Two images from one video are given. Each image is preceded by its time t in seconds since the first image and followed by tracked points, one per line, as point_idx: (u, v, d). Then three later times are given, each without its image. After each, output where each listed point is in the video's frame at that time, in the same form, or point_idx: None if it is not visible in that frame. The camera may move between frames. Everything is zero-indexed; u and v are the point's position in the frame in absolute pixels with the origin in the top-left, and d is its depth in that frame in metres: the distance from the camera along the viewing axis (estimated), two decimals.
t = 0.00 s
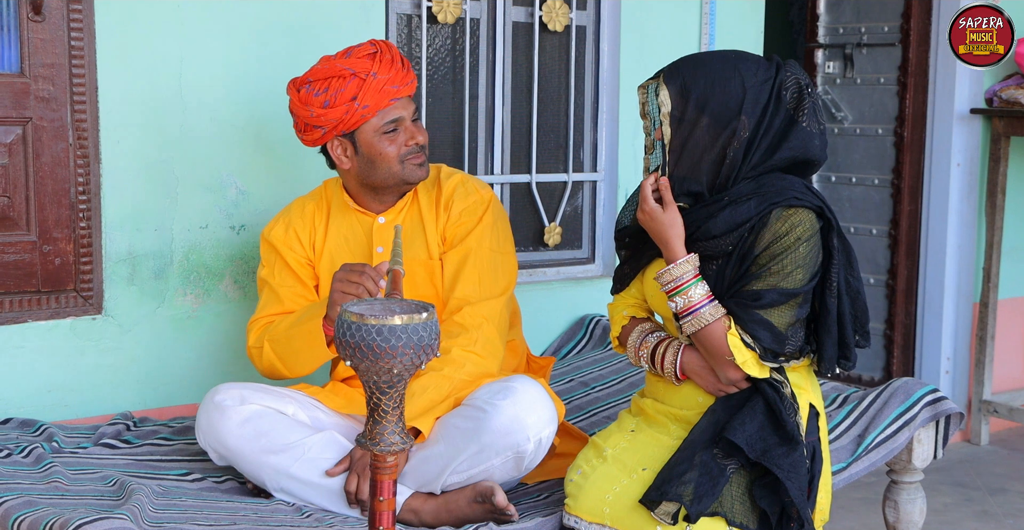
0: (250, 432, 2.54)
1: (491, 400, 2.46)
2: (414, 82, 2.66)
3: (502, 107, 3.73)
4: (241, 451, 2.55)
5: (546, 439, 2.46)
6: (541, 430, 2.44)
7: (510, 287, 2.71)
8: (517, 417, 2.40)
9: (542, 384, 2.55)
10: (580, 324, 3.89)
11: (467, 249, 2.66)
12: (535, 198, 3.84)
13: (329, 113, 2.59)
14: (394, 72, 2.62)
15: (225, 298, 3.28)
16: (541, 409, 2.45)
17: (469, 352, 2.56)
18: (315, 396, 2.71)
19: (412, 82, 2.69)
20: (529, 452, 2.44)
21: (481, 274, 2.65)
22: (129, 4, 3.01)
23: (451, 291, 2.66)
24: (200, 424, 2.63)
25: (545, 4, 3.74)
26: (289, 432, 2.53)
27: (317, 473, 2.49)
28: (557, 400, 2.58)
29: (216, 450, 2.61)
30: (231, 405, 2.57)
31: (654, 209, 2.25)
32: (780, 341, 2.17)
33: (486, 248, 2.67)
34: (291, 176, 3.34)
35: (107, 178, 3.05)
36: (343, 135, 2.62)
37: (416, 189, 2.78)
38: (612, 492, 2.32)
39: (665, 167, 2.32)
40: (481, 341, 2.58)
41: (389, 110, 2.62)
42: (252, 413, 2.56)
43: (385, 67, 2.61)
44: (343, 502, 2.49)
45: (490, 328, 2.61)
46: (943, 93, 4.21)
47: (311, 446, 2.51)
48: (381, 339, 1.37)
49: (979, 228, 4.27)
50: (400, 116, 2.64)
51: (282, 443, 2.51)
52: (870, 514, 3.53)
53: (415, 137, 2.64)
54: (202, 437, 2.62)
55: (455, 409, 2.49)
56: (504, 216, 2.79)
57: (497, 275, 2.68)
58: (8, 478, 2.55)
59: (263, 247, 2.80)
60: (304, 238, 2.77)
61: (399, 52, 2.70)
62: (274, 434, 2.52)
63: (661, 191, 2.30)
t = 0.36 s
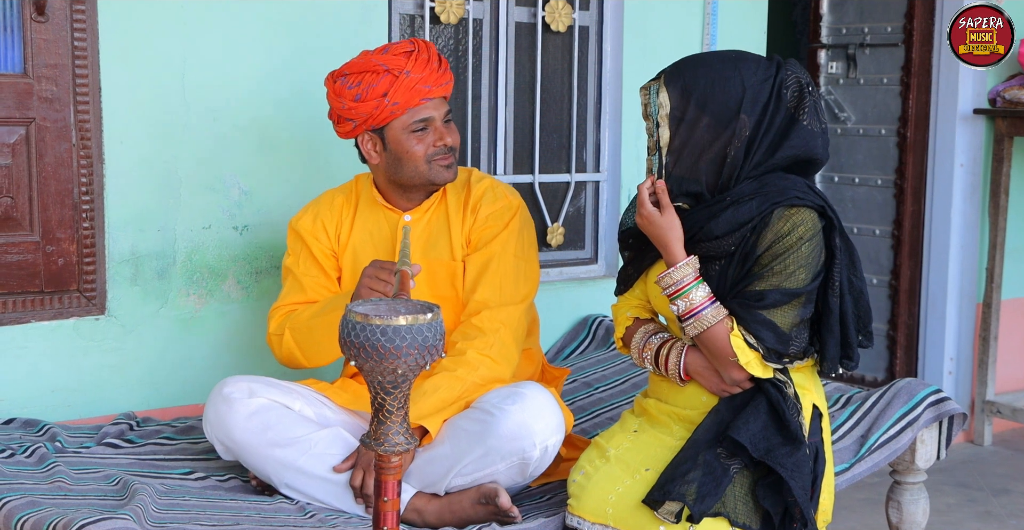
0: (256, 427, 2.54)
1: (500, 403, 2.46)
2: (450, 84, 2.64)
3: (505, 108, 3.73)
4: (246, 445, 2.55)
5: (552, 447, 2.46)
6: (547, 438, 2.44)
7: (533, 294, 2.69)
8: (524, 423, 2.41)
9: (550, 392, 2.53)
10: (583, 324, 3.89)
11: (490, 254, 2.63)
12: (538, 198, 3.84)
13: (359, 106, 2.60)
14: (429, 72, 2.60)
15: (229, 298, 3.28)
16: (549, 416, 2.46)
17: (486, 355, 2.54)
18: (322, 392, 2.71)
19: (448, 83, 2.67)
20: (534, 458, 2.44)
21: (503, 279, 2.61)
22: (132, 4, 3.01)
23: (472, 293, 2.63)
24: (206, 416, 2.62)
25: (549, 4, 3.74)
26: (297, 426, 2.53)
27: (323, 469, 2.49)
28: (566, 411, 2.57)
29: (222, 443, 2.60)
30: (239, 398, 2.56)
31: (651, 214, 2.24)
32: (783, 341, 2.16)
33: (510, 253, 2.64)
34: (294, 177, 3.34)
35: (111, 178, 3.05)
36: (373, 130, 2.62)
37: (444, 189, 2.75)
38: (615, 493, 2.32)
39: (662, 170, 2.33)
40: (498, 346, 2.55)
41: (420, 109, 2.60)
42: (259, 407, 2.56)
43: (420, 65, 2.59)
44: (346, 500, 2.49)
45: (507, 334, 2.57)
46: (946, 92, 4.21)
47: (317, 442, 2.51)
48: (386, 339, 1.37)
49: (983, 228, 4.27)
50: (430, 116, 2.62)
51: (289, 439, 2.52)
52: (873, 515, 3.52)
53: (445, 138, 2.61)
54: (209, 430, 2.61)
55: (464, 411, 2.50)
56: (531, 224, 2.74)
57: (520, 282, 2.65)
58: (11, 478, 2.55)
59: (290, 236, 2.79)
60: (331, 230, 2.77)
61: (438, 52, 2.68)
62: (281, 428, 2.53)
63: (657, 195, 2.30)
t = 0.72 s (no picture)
0: (256, 428, 2.54)
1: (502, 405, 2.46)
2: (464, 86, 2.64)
3: (506, 108, 3.73)
4: (247, 447, 2.55)
5: (553, 450, 2.46)
6: (549, 441, 2.44)
7: (541, 301, 2.69)
8: (526, 426, 2.41)
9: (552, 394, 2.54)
10: (583, 324, 3.89)
11: (500, 260, 2.62)
12: (539, 199, 3.84)
13: (374, 107, 2.58)
14: (443, 74, 2.59)
15: (229, 298, 3.28)
16: (551, 419, 2.45)
17: (494, 361, 2.54)
18: (323, 392, 2.71)
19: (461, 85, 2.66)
20: (535, 461, 2.43)
21: (513, 285, 2.61)
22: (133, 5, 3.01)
23: (480, 298, 2.62)
24: (207, 417, 2.61)
25: (550, 5, 3.74)
26: (297, 428, 2.53)
27: (323, 470, 2.49)
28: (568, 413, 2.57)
29: (223, 444, 2.61)
30: (240, 400, 2.56)
31: (653, 214, 2.24)
32: (786, 341, 2.16)
33: (520, 259, 2.63)
34: (295, 177, 3.34)
35: (111, 178, 3.05)
36: (387, 130, 2.61)
37: (455, 192, 2.74)
38: (616, 493, 2.32)
39: (664, 172, 2.32)
40: (504, 353, 2.55)
41: (435, 111, 2.60)
42: (259, 408, 2.56)
43: (435, 67, 2.58)
44: (347, 501, 2.49)
45: (514, 341, 2.57)
46: (947, 92, 4.21)
47: (318, 443, 2.51)
48: (386, 339, 1.37)
49: (983, 228, 4.27)
50: (444, 118, 2.61)
51: (289, 440, 2.52)
52: (874, 516, 3.52)
53: (458, 140, 2.61)
54: (209, 431, 2.62)
55: (467, 413, 2.49)
56: (540, 229, 2.73)
57: (528, 289, 2.64)
58: (12, 479, 2.55)
59: (296, 233, 2.79)
60: (338, 228, 2.76)
61: (451, 53, 2.67)
62: (282, 430, 2.53)
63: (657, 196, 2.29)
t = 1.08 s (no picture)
0: (255, 432, 2.55)
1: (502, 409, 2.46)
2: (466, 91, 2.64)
3: (507, 109, 3.73)
4: (247, 451, 2.55)
5: (554, 454, 2.46)
6: (549, 445, 2.44)
7: (545, 306, 2.69)
8: (526, 430, 2.41)
9: (553, 398, 2.55)
10: (584, 325, 3.89)
11: (501, 265, 2.62)
12: (539, 201, 3.84)
13: (375, 112, 2.58)
14: (445, 78, 2.60)
15: (230, 299, 3.28)
16: (552, 423, 2.45)
17: (496, 367, 2.54)
18: (323, 396, 2.71)
19: (463, 89, 2.66)
20: (536, 465, 2.44)
21: (516, 291, 2.61)
22: (133, 7, 3.01)
23: (483, 303, 2.63)
24: (207, 422, 2.62)
25: (551, 6, 3.74)
26: (296, 432, 2.53)
27: (323, 473, 2.49)
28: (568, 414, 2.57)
29: (223, 448, 2.61)
30: (238, 404, 2.57)
31: (657, 210, 2.24)
32: (786, 340, 2.15)
33: (523, 264, 2.63)
34: (296, 178, 3.34)
35: (112, 179, 3.05)
36: (388, 135, 2.61)
37: (456, 195, 2.74)
38: (617, 494, 2.32)
39: (668, 170, 2.33)
40: (507, 360, 2.55)
41: (437, 116, 2.60)
42: (258, 412, 2.56)
43: (437, 72, 2.58)
44: (347, 505, 2.49)
45: (517, 347, 2.58)
46: (949, 94, 4.21)
47: (317, 447, 2.51)
48: (379, 339, 1.37)
49: (984, 229, 4.27)
50: (446, 123, 2.61)
51: (288, 443, 2.52)
52: (875, 517, 3.52)
53: (460, 145, 2.62)
54: (208, 435, 2.62)
55: (466, 417, 2.50)
56: (541, 233, 2.73)
57: (531, 294, 2.65)
58: (13, 480, 2.55)
59: (296, 236, 2.78)
60: (338, 231, 2.76)
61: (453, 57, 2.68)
62: (281, 434, 2.53)
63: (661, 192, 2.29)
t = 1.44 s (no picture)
0: (258, 434, 2.55)
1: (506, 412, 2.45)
2: (456, 95, 2.60)
3: (509, 111, 3.73)
4: (249, 453, 2.55)
5: (556, 457, 2.47)
6: (552, 448, 2.45)
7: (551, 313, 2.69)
8: (529, 433, 2.41)
9: (554, 398, 2.56)
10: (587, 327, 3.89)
11: (508, 269, 2.62)
12: (541, 202, 3.84)
13: (364, 119, 2.58)
14: (435, 84, 2.56)
15: (233, 301, 3.29)
16: (554, 426, 2.46)
17: (502, 371, 2.54)
18: (325, 398, 2.69)
19: (456, 93, 2.62)
20: (538, 468, 2.44)
21: (522, 297, 2.61)
22: (136, 8, 3.01)
23: (489, 310, 2.63)
24: (208, 423, 2.63)
25: (553, 7, 3.74)
26: (299, 434, 2.53)
27: (325, 476, 2.49)
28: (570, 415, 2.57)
29: (225, 450, 2.62)
30: (241, 406, 2.56)
31: (667, 210, 2.25)
32: (789, 345, 2.15)
33: (528, 272, 2.62)
34: (299, 179, 3.34)
35: (115, 181, 3.05)
36: (379, 141, 2.60)
37: (458, 198, 2.72)
38: (619, 496, 2.31)
39: (679, 173, 2.35)
40: (512, 364, 2.56)
41: (426, 122, 2.57)
42: (260, 414, 2.56)
43: (425, 78, 2.55)
44: (349, 507, 2.50)
45: (523, 352, 2.58)
46: (951, 95, 4.21)
47: (320, 449, 2.50)
48: (384, 341, 1.37)
49: (987, 230, 4.26)
50: (436, 129, 2.58)
51: (291, 445, 2.52)
52: (877, 519, 3.52)
53: (451, 151, 2.58)
54: (211, 437, 2.62)
55: (469, 420, 2.51)
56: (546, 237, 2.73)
57: (538, 300, 2.64)
58: (16, 481, 2.55)
59: (297, 241, 2.79)
60: (341, 235, 2.76)
61: (446, 60, 2.64)
62: (283, 436, 2.53)
63: (674, 195, 2.32)
